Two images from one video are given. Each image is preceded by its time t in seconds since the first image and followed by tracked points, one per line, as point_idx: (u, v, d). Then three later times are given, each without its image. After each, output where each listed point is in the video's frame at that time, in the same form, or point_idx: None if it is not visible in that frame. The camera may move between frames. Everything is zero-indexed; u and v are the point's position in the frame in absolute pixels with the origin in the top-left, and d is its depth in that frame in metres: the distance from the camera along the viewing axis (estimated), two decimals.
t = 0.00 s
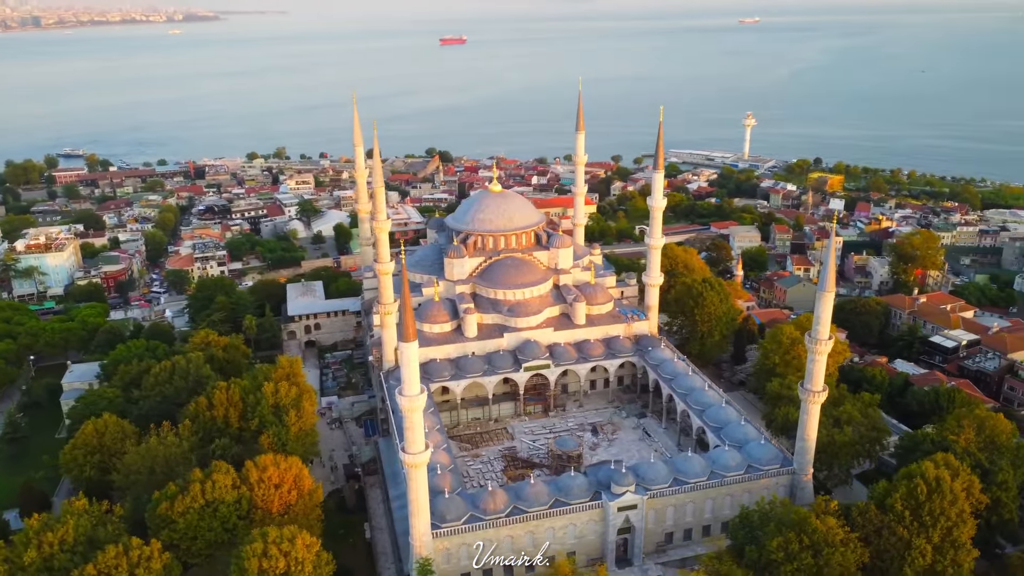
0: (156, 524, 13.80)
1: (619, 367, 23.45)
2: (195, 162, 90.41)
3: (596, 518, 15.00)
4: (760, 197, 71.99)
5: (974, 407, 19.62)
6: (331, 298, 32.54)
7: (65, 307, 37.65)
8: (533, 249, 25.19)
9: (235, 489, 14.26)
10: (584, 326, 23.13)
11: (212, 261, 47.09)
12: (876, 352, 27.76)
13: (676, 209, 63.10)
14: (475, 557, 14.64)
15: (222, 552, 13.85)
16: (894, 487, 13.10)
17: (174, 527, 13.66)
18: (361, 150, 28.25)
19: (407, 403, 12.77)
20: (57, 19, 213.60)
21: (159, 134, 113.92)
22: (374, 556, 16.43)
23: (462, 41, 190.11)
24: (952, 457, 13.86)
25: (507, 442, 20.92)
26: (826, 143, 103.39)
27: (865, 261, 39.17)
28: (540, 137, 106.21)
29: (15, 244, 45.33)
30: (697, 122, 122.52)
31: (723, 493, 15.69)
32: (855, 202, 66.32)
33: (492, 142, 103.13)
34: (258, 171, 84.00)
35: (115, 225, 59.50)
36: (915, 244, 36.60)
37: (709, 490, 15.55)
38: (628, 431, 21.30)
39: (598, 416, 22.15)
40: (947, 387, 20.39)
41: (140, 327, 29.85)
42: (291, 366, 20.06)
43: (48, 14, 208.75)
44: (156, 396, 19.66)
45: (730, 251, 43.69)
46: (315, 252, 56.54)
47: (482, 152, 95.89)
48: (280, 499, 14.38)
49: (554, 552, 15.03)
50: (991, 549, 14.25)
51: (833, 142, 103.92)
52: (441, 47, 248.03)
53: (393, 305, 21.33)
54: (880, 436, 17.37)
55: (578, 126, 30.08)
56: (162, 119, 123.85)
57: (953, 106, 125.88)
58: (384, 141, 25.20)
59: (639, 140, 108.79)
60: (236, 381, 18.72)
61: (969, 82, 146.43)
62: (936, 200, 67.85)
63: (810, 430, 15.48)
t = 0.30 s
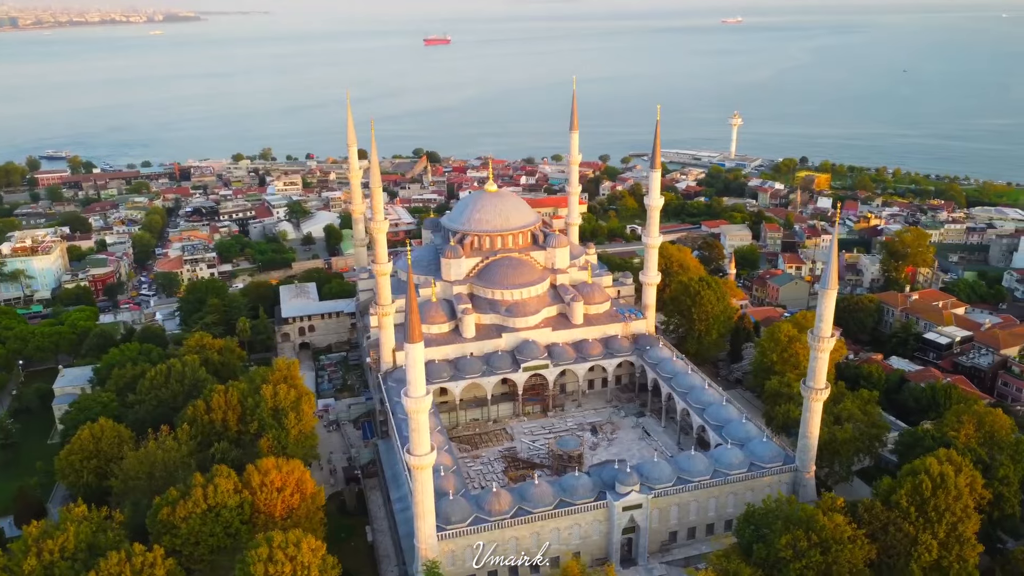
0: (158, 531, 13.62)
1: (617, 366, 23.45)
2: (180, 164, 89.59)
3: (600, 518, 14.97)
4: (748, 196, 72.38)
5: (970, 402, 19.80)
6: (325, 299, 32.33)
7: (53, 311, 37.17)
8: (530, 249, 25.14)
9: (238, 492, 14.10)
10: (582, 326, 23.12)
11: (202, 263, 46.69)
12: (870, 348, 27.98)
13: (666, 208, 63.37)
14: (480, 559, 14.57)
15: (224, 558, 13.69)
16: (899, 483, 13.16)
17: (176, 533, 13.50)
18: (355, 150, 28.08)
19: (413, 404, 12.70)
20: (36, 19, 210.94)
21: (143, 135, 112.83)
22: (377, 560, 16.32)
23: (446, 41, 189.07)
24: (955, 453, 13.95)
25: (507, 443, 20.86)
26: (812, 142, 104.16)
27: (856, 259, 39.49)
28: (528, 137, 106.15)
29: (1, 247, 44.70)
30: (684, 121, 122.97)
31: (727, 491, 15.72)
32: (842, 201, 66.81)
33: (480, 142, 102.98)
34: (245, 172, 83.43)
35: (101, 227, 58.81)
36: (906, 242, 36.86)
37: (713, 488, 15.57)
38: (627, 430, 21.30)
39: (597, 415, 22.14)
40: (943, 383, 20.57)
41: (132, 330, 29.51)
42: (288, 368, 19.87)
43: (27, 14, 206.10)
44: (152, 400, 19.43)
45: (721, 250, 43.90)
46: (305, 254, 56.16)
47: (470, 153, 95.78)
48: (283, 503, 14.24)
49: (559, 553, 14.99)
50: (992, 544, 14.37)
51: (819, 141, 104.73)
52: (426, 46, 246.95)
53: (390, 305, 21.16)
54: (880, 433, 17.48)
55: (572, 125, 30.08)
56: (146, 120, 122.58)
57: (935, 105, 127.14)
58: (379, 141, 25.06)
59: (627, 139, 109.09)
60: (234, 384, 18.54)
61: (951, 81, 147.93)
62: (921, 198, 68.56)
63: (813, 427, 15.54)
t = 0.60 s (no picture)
0: (159, 536, 13.45)
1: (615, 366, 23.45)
2: (165, 165, 88.75)
3: (605, 517, 14.95)
4: (736, 195, 72.72)
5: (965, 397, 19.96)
6: (318, 300, 32.12)
7: (40, 315, 36.67)
8: (526, 249, 25.12)
9: (239, 497, 13.93)
10: (580, 325, 23.10)
11: (191, 265, 46.25)
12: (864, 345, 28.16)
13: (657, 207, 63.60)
14: (486, 561, 14.48)
15: (227, 563, 13.54)
16: (904, 479, 13.21)
17: (178, 539, 13.35)
18: (349, 151, 27.91)
19: (419, 405, 12.64)
20: (14, 20, 208.05)
21: (126, 136, 111.67)
22: (380, 563, 16.20)
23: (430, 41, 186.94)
24: (957, 449, 14.02)
25: (506, 443, 20.78)
26: (798, 141, 104.85)
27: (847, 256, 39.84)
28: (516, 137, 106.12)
29: None
30: (671, 121, 123.42)
31: (730, 490, 15.75)
32: (830, 199, 67.24)
33: (467, 142, 102.78)
34: (231, 173, 82.77)
35: (87, 229, 58.10)
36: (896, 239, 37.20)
37: (716, 487, 15.59)
38: (627, 429, 21.30)
39: (595, 415, 22.12)
40: (939, 379, 20.74)
41: (123, 334, 29.14)
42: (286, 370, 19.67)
43: (4, 15, 203.24)
44: (148, 404, 19.20)
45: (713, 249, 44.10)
46: (295, 255, 55.78)
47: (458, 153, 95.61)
48: (286, 506, 14.11)
49: (563, 554, 14.95)
50: (995, 538, 14.45)
51: (805, 140, 105.45)
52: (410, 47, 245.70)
53: (388, 306, 20.99)
54: (879, 429, 17.56)
55: (566, 125, 30.06)
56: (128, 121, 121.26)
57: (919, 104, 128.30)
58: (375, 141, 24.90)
59: (615, 139, 109.29)
60: (231, 387, 18.35)
61: (934, 81, 149.43)
62: (907, 196, 69.21)
63: (815, 424, 15.59)
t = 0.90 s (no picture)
0: (160, 542, 13.28)
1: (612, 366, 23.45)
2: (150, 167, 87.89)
3: (610, 517, 14.92)
4: (725, 194, 73.03)
5: (961, 392, 20.14)
6: (312, 302, 31.89)
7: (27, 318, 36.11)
8: (523, 248, 25.09)
9: (242, 501, 13.78)
10: (578, 325, 23.08)
11: (180, 267, 45.77)
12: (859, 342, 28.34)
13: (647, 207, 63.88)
14: (492, 563, 14.39)
15: (231, 567, 13.38)
16: (909, 475, 13.26)
17: (180, 544, 13.18)
18: (343, 151, 27.78)
19: (426, 406, 12.58)
20: None
21: (108, 138, 110.37)
22: (383, 566, 16.09)
23: (414, 42, 186.18)
24: (960, 445, 14.09)
25: (506, 444, 20.70)
26: (784, 141, 105.48)
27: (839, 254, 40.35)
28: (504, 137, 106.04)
29: None
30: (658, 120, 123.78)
31: (733, 488, 15.78)
32: (818, 198, 67.69)
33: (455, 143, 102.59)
34: (216, 175, 82.07)
35: (73, 232, 57.41)
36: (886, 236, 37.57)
37: (719, 485, 15.61)
38: (626, 428, 21.29)
39: (594, 414, 22.09)
40: (935, 375, 20.91)
41: (114, 337, 28.77)
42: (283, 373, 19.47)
43: None
44: (144, 408, 18.97)
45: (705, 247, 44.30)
46: (285, 257, 55.41)
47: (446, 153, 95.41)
48: (289, 510, 13.99)
49: (568, 555, 14.90)
50: (997, 533, 14.52)
51: (791, 139, 106.10)
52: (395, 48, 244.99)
53: (386, 307, 20.81)
54: (879, 426, 17.65)
55: (560, 124, 30.02)
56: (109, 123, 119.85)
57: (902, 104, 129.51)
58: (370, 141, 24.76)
59: (603, 139, 109.45)
60: (229, 390, 18.17)
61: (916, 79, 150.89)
62: (893, 195, 69.84)
63: (817, 422, 15.63)
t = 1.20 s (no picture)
0: (163, 547, 13.12)
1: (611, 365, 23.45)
2: (135, 168, 86.97)
3: (615, 516, 14.91)
4: (714, 193, 73.28)
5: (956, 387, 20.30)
6: (306, 303, 31.66)
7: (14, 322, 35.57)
8: (520, 248, 25.06)
9: (245, 505, 13.63)
10: (577, 324, 23.05)
11: (170, 269, 45.30)
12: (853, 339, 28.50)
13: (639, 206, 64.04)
14: (499, 564, 14.33)
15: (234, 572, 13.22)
16: (913, 471, 13.32)
17: (183, 549, 13.02)
18: (338, 151, 27.60)
19: (432, 407, 12.57)
20: None
21: (91, 139, 109.04)
22: (386, 570, 15.95)
23: (401, 43, 185.46)
24: (963, 441, 14.17)
25: (506, 444, 20.62)
26: (771, 140, 106.03)
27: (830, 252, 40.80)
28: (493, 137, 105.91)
29: None
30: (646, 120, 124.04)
31: (737, 486, 15.80)
32: (806, 196, 68.09)
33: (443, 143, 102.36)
34: (202, 176, 81.38)
35: (59, 234, 56.69)
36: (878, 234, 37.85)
37: (723, 483, 15.62)
38: (626, 427, 21.30)
39: (594, 414, 22.07)
40: (931, 371, 21.08)
41: (105, 340, 28.39)
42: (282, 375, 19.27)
43: None
44: (140, 411, 18.73)
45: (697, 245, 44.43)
46: (276, 258, 55.01)
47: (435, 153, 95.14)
48: (293, 513, 13.84)
49: (574, 555, 14.87)
50: (998, 528, 14.61)
51: (778, 138, 106.66)
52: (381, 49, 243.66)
53: (384, 308, 20.67)
54: (879, 422, 17.72)
55: (555, 124, 29.96)
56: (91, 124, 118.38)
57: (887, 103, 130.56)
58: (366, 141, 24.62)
59: (591, 138, 109.58)
60: (227, 392, 17.99)
61: (900, 78, 152.19)
62: (880, 192, 70.40)
63: (819, 419, 15.69)
